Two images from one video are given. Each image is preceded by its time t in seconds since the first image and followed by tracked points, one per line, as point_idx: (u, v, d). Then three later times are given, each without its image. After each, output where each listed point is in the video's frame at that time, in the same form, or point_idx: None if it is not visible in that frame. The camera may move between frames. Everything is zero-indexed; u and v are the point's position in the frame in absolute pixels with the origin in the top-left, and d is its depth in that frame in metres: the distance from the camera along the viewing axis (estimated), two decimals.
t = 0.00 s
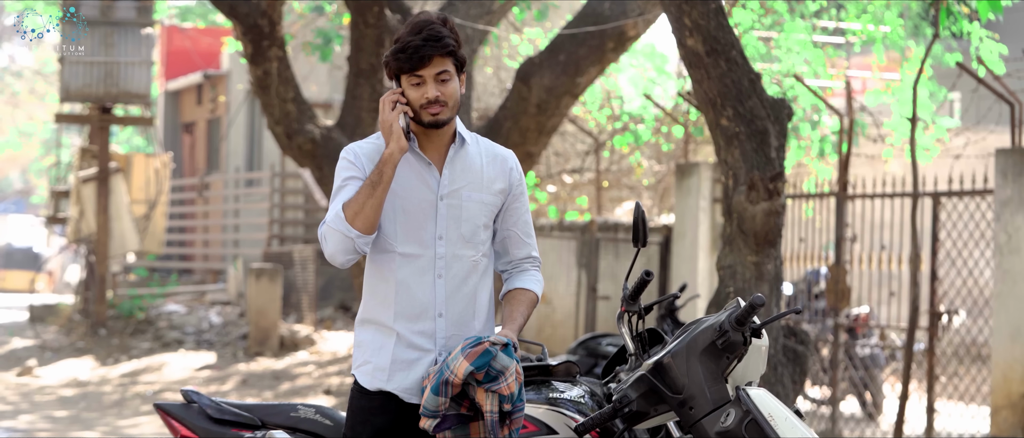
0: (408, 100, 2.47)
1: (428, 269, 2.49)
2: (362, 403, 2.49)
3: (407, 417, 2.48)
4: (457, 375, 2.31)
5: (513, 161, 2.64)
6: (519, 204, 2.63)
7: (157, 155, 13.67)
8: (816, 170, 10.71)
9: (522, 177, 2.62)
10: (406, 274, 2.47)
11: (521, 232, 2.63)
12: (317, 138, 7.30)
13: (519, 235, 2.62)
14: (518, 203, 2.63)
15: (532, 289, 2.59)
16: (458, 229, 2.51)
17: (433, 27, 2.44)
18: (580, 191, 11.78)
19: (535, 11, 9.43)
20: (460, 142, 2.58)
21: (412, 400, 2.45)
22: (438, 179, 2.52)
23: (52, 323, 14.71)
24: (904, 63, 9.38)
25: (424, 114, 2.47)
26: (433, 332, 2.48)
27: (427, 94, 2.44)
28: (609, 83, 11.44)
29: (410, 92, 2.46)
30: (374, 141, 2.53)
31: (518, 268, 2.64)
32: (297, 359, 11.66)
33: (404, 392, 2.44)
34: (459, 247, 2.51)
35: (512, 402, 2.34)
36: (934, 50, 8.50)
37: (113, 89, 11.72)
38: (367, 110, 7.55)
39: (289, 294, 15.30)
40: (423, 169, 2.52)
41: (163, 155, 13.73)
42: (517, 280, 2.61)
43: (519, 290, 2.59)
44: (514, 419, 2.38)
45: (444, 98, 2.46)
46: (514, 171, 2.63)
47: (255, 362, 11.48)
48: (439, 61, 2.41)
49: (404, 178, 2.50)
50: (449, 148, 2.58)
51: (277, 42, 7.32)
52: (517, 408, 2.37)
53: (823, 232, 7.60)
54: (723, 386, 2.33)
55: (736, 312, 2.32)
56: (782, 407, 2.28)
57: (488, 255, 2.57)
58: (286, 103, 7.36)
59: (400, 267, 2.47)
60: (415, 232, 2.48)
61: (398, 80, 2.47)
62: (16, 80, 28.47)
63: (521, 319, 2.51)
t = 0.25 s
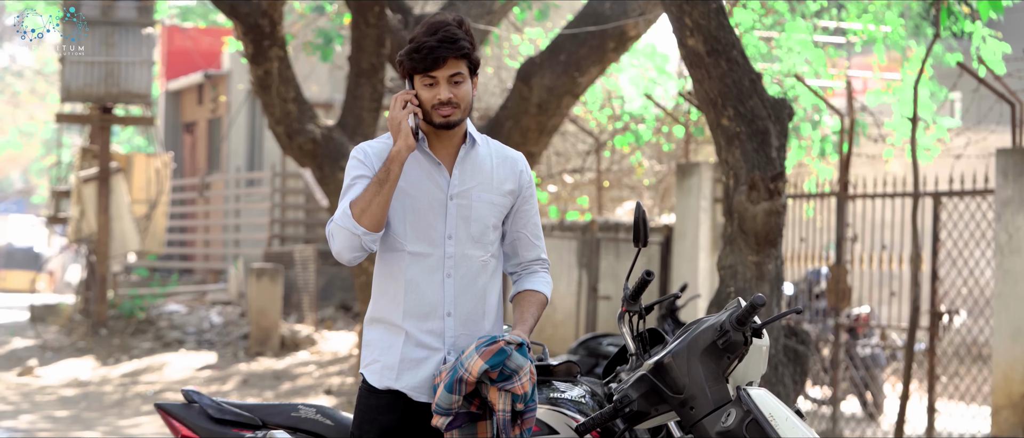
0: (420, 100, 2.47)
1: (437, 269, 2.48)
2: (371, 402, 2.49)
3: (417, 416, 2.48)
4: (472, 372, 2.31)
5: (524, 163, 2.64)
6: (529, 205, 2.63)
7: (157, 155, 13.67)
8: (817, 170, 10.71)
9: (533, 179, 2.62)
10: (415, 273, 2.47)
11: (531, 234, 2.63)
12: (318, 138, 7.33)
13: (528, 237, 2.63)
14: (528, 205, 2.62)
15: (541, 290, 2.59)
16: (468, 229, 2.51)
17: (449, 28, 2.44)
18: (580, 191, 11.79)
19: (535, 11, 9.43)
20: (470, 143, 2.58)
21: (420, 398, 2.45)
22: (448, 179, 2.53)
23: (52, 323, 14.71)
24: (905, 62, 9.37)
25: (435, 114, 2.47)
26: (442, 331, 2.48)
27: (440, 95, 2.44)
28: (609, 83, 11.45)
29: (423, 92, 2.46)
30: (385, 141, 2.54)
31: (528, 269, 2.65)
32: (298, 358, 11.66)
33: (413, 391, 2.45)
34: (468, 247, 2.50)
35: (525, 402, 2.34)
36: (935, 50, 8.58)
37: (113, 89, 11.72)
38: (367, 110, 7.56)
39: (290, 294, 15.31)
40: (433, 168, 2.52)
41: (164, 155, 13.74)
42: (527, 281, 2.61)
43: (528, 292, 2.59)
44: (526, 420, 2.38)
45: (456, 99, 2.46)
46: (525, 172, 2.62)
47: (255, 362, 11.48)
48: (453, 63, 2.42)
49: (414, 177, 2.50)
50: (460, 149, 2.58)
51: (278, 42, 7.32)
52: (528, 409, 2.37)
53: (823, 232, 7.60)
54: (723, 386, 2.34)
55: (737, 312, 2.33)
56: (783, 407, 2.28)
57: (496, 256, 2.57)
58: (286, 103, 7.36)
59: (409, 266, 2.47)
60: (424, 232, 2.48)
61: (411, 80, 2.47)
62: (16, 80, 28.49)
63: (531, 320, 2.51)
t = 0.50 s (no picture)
0: (430, 98, 2.46)
1: (440, 268, 2.48)
2: (373, 400, 2.48)
3: (419, 414, 2.48)
4: (479, 375, 2.30)
5: (530, 166, 2.64)
6: (533, 209, 2.63)
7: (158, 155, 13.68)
8: (817, 170, 10.71)
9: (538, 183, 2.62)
10: (418, 271, 2.47)
11: (534, 237, 2.64)
12: (319, 138, 7.34)
13: (531, 240, 2.64)
14: (532, 208, 2.63)
15: (545, 298, 2.62)
16: (472, 229, 2.51)
17: (464, 30, 2.44)
18: (581, 191, 11.79)
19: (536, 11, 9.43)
20: (478, 144, 2.58)
21: (422, 396, 2.45)
22: (454, 179, 2.52)
23: (53, 323, 14.72)
24: (906, 62, 9.37)
25: (443, 114, 2.46)
26: (444, 330, 2.48)
27: (450, 95, 2.44)
28: (610, 83, 11.47)
29: (433, 90, 2.45)
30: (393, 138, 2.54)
31: (530, 274, 2.66)
32: (298, 359, 11.66)
33: (415, 389, 2.44)
34: (472, 247, 2.50)
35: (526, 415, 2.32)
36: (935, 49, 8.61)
37: (114, 89, 11.72)
38: (368, 110, 7.56)
39: (291, 294, 15.31)
40: (439, 168, 2.52)
41: (164, 155, 13.74)
42: (530, 289, 2.63)
43: (532, 299, 2.61)
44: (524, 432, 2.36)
45: (466, 101, 2.45)
46: (530, 175, 2.63)
47: (256, 362, 11.49)
48: (466, 65, 2.41)
49: (420, 176, 2.50)
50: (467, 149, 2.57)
51: (278, 42, 7.32)
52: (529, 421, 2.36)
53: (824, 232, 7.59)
54: (724, 386, 2.33)
55: (737, 312, 2.33)
56: (784, 407, 2.28)
57: (499, 258, 2.57)
58: (287, 103, 7.36)
59: (413, 264, 2.47)
60: (428, 230, 2.48)
61: (422, 77, 2.47)
62: (17, 80, 28.52)
63: (537, 330, 2.54)
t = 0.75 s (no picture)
0: (430, 93, 2.48)
1: (438, 267, 2.47)
2: (366, 398, 2.45)
3: (413, 413, 2.44)
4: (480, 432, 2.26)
5: (533, 172, 2.64)
6: (534, 214, 2.62)
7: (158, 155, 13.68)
8: (817, 170, 10.72)
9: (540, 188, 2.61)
10: (415, 269, 2.46)
11: (534, 242, 2.63)
12: (318, 137, 7.34)
13: (532, 245, 2.63)
14: (533, 213, 2.62)
15: (547, 313, 2.61)
16: (471, 230, 2.50)
17: (466, 26, 2.47)
18: (581, 191, 11.80)
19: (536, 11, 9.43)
20: (481, 147, 2.58)
21: (415, 393, 2.42)
22: (454, 179, 2.52)
23: (53, 323, 14.72)
24: (906, 63, 9.36)
25: (442, 109, 2.47)
26: (440, 329, 2.47)
27: (448, 89, 2.45)
28: (610, 83, 11.49)
29: (432, 85, 2.47)
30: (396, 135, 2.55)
31: (530, 282, 2.64)
32: (298, 359, 11.66)
33: (409, 386, 2.42)
34: (470, 248, 2.50)
35: None
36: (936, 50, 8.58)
37: (114, 89, 11.71)
38: (368, 110, 7.56)
39: (291, 294, 15.32)
40: (441, 167, 2.52)
41: (164, 155, 13.74)
42: (530, 304, 2.61)
43: (536, 315, 2.60)
44: None
45: (464, 96, 2.46)
46: (532, 180, 2.62)
47: (256, 362, 11.49)
48: (464, 58, 2.44)
49: (420, 174, 2.51)
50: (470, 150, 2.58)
51: (278, 42, 7.32)
52: None
53: (824, 232, 7.59)
54: (724, 386, 2.33)
55: (737, 312, 2.33)
56: (784, 407, 2.28)
57: (498, 260, 2.56)
58: (287, 103, 7.36)
59: (410, 261, 2.47)
60: (425, 228, 2.48)
61: (423, 73, 2.49)
62: (17, 80, 28.55)
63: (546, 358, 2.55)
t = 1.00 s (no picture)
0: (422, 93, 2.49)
1: (432, 265, 2.49)
2: (358, 395, 2.47)
3: (405, 411, 2.46)
4: None
5: (533, 171, 2.62)
6: (534, 213, 2.60)
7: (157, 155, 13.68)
8: (817, 170, 10.72)
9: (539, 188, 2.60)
10: (409, 266, 2.48)
11: (534, 242, 2.61)
12: (318, 137, 7.32)
13: (531, 245, 2.61)
14: (533, 212, 2.60)
15: (547, 318, 2.60)
16: (466, 228, 2.51)
17: (455, 24, 2.48)
18: (581, 191, 11.80)
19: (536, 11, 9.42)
20: (480, 146, 2.58)
21: (406, 391, 2.44)
22: (451, 177, 2.53)
23: (53, 323, 14.71)
24: (905, 63, 9.36)
25: (434, 108, 2.49)
26: (432, 327, 2.49)
27: (437, 88, 2.47)
28: (610, 83, 11.49)
29: (423, 85, 2.49)
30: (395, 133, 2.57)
31: (530, 285, 2.63)
32: (297, 359, 11.65)
33: (400, 383, 2.44)
34: (466, 246, 2.51)
35: None
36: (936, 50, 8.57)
37: (114, 89, 11.71)
38: (367, 110, 7.55)
39: (290, 294, 15.32)
40: (438, 165, 2.54)
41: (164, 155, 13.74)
42: (530, 309, 2.60)
43: (536, 320, 2.60)
44: None
45: (454, 94, 2.47)
46: (532, 179, 2.60)
47: (255, 362, 11.49)
48: (452, 57, 2.45)
49: (417, 172, 2.52)
50: (469, 149, 2.58)
51: (278, 43, 7.32)
52: None
53: (823, 232, 7.59)
54: (724, 387, 2.33)
55: (737, 312, 2.33)
56: (783, 407, 2.28)
57: (494, 259, 2.57)
58: (287, 103, 7.36)
59: (404, 258, 2.49)
60: (420, 226, 2.49)
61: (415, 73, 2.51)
62: (16, 80, 28.55)
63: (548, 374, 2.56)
